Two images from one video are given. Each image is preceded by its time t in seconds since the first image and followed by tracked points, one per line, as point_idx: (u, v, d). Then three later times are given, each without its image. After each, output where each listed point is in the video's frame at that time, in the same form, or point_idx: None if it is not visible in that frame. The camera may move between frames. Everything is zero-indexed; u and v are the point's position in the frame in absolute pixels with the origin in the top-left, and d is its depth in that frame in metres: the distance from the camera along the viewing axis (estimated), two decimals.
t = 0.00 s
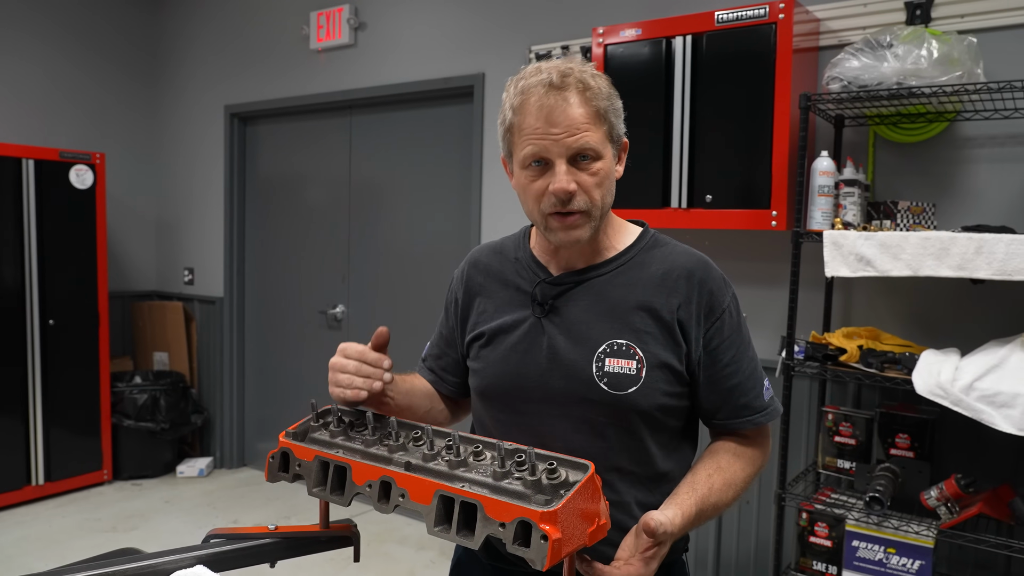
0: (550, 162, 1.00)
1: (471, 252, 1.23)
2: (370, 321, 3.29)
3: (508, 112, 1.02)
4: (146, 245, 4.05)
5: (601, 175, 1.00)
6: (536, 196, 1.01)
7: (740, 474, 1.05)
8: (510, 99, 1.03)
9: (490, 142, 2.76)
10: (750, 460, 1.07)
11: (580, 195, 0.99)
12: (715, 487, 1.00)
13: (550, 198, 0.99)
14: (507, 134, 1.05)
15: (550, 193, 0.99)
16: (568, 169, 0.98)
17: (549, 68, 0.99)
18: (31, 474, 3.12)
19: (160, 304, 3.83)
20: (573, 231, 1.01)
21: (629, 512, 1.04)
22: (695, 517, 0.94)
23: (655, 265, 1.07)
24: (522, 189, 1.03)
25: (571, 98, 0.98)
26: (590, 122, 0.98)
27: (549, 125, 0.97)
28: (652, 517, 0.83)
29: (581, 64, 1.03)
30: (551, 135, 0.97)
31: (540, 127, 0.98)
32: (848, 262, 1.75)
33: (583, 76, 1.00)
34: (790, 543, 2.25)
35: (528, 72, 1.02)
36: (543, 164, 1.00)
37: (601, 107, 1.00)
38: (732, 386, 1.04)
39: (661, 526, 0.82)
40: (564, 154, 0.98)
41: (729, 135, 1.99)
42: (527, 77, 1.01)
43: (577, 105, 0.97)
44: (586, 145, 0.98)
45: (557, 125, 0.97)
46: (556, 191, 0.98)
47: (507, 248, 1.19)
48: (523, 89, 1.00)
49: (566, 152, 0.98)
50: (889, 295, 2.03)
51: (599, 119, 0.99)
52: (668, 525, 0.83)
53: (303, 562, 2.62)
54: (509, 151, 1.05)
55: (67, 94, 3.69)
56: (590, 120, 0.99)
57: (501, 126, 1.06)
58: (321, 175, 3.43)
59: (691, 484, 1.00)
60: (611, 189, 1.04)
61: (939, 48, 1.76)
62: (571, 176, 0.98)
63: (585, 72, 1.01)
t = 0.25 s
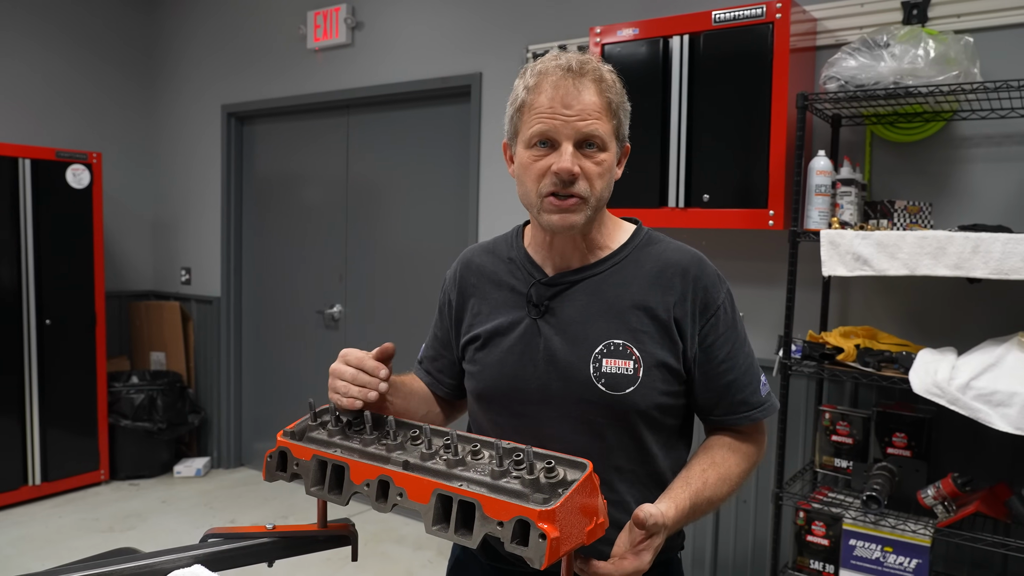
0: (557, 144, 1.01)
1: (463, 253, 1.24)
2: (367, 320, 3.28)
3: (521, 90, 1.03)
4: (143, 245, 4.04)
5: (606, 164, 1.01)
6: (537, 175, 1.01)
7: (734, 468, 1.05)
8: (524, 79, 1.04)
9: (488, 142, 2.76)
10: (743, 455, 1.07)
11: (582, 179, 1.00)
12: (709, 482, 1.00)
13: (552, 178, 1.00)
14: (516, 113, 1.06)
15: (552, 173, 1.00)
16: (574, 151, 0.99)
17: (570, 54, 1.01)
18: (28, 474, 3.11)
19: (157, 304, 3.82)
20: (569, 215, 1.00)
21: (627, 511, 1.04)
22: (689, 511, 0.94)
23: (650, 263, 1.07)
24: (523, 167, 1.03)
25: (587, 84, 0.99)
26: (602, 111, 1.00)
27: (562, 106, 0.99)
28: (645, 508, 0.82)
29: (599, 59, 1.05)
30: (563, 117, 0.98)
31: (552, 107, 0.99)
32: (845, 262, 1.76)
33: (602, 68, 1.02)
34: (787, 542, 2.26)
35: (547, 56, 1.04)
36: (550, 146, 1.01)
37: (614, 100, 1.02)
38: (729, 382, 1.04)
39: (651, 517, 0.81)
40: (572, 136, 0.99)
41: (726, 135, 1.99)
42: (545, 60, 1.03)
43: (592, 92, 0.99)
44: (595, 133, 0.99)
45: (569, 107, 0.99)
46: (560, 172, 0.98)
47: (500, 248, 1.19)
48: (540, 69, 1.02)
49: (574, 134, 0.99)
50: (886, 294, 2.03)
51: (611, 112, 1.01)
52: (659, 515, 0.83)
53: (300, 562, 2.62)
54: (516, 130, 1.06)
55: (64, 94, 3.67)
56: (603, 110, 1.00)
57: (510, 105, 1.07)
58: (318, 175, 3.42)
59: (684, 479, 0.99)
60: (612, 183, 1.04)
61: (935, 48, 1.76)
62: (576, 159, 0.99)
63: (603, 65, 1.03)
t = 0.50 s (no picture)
0: (559, 143, 1.02)
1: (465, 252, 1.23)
2: (364, 320, 3.28)
3: (525, 89, 1.04)
4: (139, 245, 4.03)
5: (607, 165, 1.02)
6: (539, 173, 1.02)
7: (735, 465, 1.05)
8: (529, 79, 1.05)
9: (485, 141, 2.76)
10: (742, 451, 1.07)
11: (583, 178, 1.00)
12: (710, 477, 1.01)
13: (553, 176, 1.00)
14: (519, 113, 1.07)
15: (553, 171, 1.00)
16: (576, 151, 1.00)
17: (574, 56, 1.02)
18: (24, 475, 3.10)
19: (153, 304, 3.82)
20: (569, 214, 1.01)
21: (625, 511, 1.04)
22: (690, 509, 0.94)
23: (649, 264, 1.07)
24: (525, 166, 1.04)
25: (591, 85, 1.00)
26: (604, 113, 1.00)
27: (565, 106, 0.99)
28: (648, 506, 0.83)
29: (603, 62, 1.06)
30: (566, 116, 0.99)
31: (556, 106, 1.00)
32: (842, 261, 1.76)
33: (605, 71, 1.03)
34: (784, 541, 2.26)
35: (551, 57, 1.05)
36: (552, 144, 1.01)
37: (616, 102, 1.03)
38: (727, 383, 1.05)
39: (657, 514, 0.82)
40: (574, 135, 1.00)
41: (723, 134, 2.00)
42: (550, 60, 1.04)
43: (595, 93, 1.00)
44: (597, 133, 1.00)
45: (572, 107, 0.99)
46: (561, 170, 0.99)
47: (504, 248, 1.19)
48: (545, 70, 1.03)
49: (576, 133, 1.00)
50: (882, 294, 2.04)
51: (613, 114, 1.02)
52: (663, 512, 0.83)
53: (298, 562, 2.62)
54: (519, 129, 1.07)
55: (60, 93, 3.66)
56: (605, 111, 1.01)
57: (514, 105, 1.08)
58: (315, 175, 3.42)
59: (685, 475, 1.00)
60: (612, 184, 1.05)
61: (932, 48, 1.77)
62: (577, 158, 1.00)
63: (606, 67, 1.04)
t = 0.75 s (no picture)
0: (567, 145, 1.02)
1: (466, 242, 1.22)
2: (361, 320, 3.28)
3: (540, 90, 1.05)
4: (136, 245, 4.03)
5: (611, 172, 1.02)
6: (543, 172, 1.02)
7: (734, 463, 1.05)
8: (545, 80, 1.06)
9: (482, 142, 2.76)
10: (741, 449, 1.08)
11: (586, 181, 1.01)
12: (709, 474, 1.01)
13: (557, 175, 1.01)
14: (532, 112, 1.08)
15: (557, 170, 1.01)
16: (581, 153, 1.01)
17: (591, 62, 1.03)
18: (20, 475, 3.09)
19: (150, 304, 3.81)
20: (569, 214, 1.01)
21: (622, 511, 1.04)
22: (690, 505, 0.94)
23: (647, 264, 1.08)
24: (531, 163, 1.05)
25: (605, 92, 1.01)
26: (614, 121, 1.02)
27: (577, 108, 1.00)
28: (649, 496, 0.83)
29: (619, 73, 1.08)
30: (576, 118, 1.00)
31: (567, 108, 1.01)
32: (838, 262, 1.76)
33: (620, 80, 1.04)
34: (781, 541, 2.26)
35: (569, 62, 1.07)
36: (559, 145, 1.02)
37: (627, 113, 1.04)
38: (722, 383, 1.06)
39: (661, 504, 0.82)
40: (582, 138, 1.01)
41: (720, 135, 2.00)
42: (568, 64, 1.05)
43: (607, 100, 1.01)
44: (605, 139, 1.01)
45: (583, 110, 1.00)
46: (565, 170, 0.99)
47: (506, 243, 1.18)
48: (562, 71, 1.04)
49: (584, 137, 1.00)
50: (879, 294, 2.04)
51: (622, 123, 1.03)
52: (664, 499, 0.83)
53: (295, 562, 2.61)
54: (530, 128, 1.08)
55: (56, 93, 3.66)
56: (616, 118, 1.02)
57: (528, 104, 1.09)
58: (313, 175, 3.41)
59: (685, 471, 1.01)
60: (614, 191, 1.05)
61: (929, 49, 1.77)
62: (582, 161, 1.00)
63: (622, 78, 1.06)
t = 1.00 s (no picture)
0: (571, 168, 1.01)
1: (470, 239, 1.20)
2: (358, 321, 3.28)
3: (553, 103, 1.02)
4: (133, 245, 4.02)
5: (611, 199, 1.02)
6: (544, 193, 1.02)
7: (728, 463, 1.06)
8: (559, 92, 1.03)
9: (479, 142, 2.76)
10: (733, 451, 1.09)
11: (586, 209, 1.01)
12: (703, 472, 1.02)
13: (557, 199, 1.00)
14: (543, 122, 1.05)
15: (558, 195, 1.00)
16: (584, 181, 1.00)
17: (608, 83, 1.00)
18: (16, 476, 3.08)
19: (147, 304, 3.81)
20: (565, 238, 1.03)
21: (619, 511, 1.04)
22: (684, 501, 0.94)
23: (647, 266, 1.08)
24: (535, 178, 1.04)
25: (615, 120, 0.99)
26: (622, 151, 1.00)
27: (585, 136, 0.98)
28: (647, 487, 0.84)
29: (636, 91, 1.04)
30: (582, 147, 0.98)
31: (575, 134, 0.99)
32: (835, 261, 1.77)
33: (635, 105, 1.01)
34: (777, 541, 2.27)
35: (587, 74, 1.03)
36: (563, 169, 1.01)
37: (636, 140, 1.01)
38: (717, 385, 1.07)
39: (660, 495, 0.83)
40: (586, 168, 0.99)
41: (718, 135, 2.00)
42: (585, 79, 1.01)
43: (617, 130, 0.99)
44: (609, 169, 1.00)
45: (591, 139, 0.98)
46: (564, 198, 0.99)
47: (510, 243, 1.17)
48: (576, 90, 1.00)
49: (589, 167, 0.99)
50: (875, 294, 2.05)
51: (630, 151, 1.01)
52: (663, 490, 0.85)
53: (292, 562, 2.61)
54: (539, 138, 1.06)
55: (53, 93, 3.65)
56: (623, 148, 1.00)
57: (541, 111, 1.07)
58: (310, 175, 3.41)
59: (679, 470, 1.01)
60: (614, 215, 1.05)
61: (925, 49, 1.77)
62: (584, 189, 1.00)
63: (637, 101, 1.02)
